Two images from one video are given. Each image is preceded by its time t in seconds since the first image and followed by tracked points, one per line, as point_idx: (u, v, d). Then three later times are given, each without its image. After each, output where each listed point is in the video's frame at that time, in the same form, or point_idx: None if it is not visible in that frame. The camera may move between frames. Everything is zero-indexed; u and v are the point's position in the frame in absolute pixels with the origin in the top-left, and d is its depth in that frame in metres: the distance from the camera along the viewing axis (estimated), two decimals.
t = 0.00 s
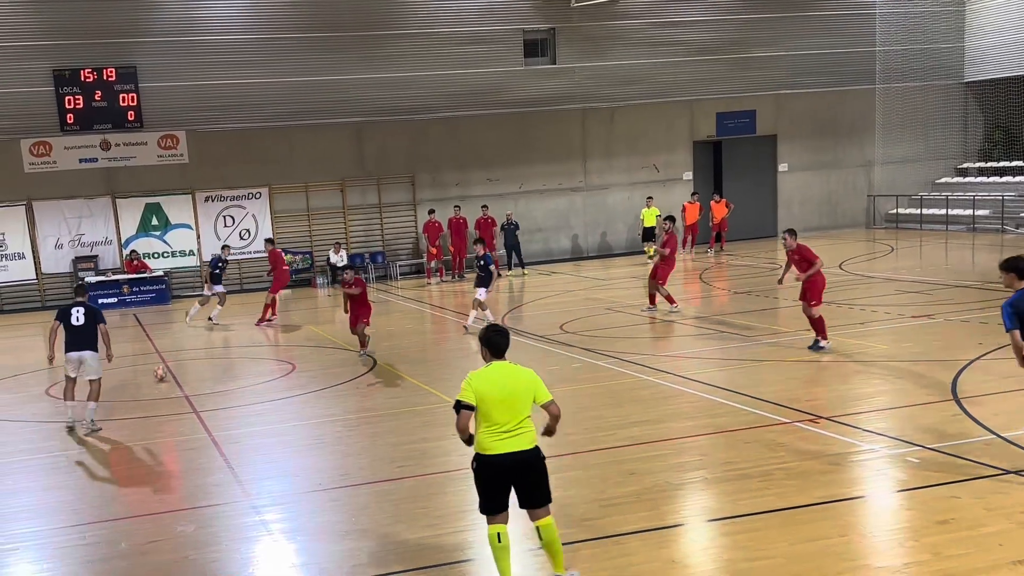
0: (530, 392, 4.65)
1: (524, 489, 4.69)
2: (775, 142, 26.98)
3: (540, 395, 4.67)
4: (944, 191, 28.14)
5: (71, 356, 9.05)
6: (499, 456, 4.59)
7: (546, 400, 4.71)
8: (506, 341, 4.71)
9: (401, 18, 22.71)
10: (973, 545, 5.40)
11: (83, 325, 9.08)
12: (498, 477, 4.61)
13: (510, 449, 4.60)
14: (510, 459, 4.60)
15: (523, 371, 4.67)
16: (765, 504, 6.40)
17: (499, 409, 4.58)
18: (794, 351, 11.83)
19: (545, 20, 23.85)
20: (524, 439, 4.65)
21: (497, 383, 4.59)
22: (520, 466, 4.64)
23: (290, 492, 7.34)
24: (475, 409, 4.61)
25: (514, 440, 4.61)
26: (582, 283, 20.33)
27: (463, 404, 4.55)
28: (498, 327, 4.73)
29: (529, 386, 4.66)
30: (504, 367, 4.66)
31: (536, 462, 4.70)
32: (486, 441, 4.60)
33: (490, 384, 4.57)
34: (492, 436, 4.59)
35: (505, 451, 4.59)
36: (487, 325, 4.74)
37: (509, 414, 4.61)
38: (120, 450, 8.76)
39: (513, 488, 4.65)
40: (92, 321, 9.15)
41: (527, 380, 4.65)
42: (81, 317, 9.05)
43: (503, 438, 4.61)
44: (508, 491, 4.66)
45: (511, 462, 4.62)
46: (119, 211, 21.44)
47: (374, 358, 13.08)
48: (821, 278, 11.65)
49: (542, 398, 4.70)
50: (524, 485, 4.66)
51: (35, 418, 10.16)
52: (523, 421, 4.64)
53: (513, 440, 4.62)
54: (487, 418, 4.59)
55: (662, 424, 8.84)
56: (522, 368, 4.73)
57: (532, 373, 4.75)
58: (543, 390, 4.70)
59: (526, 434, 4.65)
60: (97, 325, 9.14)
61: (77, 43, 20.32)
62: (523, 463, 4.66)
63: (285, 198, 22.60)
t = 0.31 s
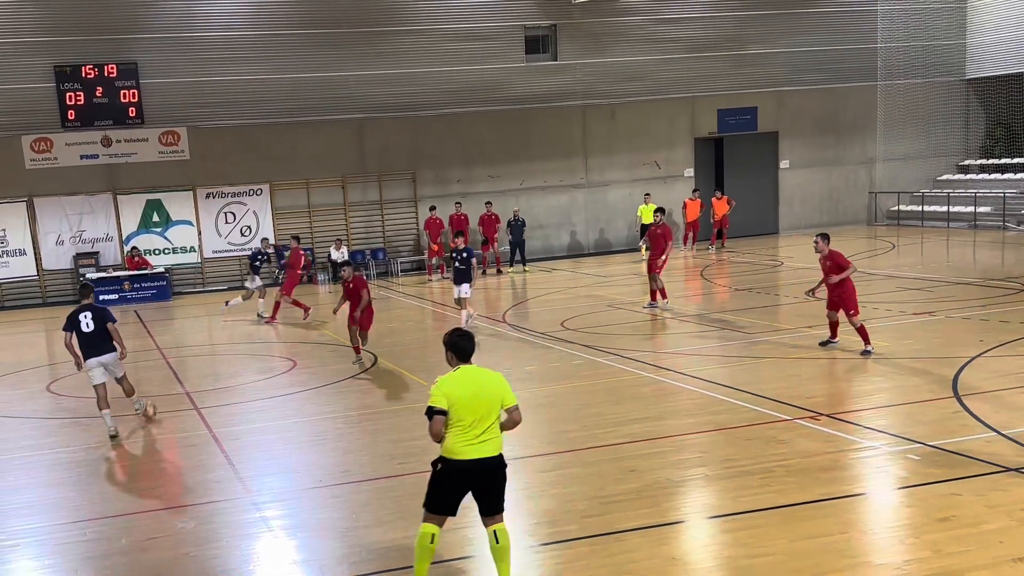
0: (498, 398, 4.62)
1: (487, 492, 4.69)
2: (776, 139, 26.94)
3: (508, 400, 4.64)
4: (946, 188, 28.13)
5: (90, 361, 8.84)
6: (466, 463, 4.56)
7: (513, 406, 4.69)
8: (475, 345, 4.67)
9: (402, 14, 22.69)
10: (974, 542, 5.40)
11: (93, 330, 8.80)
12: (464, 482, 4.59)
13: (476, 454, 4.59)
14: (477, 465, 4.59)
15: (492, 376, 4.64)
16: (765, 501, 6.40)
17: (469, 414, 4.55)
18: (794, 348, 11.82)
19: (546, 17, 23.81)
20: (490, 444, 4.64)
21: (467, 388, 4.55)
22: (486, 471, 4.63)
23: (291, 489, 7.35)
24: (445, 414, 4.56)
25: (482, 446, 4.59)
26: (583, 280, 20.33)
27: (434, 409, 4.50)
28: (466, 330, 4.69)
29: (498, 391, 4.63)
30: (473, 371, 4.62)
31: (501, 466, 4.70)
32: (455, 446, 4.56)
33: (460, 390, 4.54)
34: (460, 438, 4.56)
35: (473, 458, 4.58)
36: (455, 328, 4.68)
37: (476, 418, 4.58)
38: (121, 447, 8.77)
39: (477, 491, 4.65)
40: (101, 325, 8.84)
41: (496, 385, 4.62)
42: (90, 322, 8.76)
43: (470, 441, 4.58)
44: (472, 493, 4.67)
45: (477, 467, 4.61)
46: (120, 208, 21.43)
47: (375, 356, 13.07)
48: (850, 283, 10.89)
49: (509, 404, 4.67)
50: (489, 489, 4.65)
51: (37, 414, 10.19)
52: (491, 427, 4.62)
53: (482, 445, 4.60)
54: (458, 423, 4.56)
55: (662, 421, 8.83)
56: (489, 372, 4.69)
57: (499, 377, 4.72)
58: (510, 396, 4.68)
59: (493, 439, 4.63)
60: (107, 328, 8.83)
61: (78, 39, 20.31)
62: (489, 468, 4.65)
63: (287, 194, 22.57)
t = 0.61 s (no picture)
0: (419, 404, 4.47)
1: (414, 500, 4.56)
2: (775, 137, 26.94)
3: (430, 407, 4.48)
4: (945, 186, 28.14)
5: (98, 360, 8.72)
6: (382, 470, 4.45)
7: (437, 415, 4.52)
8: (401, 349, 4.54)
9: (401, 12, 22.69)
10: (972, 540, 5.41)
11: (104, 327, 8.73)
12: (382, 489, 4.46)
13: (394, 461, 4.46)
14: (395, 473, 4.46)
15: (415, 382, 4.50)
16: (763, 498, 6.41)
17: (385, 419, 4.43)
18: (792, 347, 11.83)
19: (545, 14, 23.82)
20: (412, 453, 4.49)
21: (385, 392, 4.44)
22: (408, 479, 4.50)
23: (291, 486, 7.35)
24: (363, 417, 4.47)
25: (400, 453, 4.46)
26: (582, 278, 20.34)
27: (350, 412, 4.43)
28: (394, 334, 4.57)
29: (420, 396, 4.48)
30: (395, 376, 4.50)
31: (428, 476, 4.56)
32: (372, 452, 4.47)
33: (377, 394, 4.43)
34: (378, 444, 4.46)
35: (390, 465, 4.45)
36: (384, 331, 4.58)
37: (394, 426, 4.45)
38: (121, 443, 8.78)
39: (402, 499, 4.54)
40: (113, 322, 8.79)
41: (418, 391, 4.47)
42: (101, 320, 8.69)
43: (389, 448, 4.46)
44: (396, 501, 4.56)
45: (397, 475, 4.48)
46: (119, 205, 21.41)
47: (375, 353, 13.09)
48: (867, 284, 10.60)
49: (432, 412, 4.50)
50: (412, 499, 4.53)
51: (37, 412, 10.19)
52: (411, 434, 4.49)
53: (401, 452, 4.47)
54: (378, 428, 4.45)
55: (661, 418, 8.86)
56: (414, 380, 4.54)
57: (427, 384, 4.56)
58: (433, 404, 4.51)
59: (413, 447, 4.49)
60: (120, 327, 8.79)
61: (77, 36, 20.30)
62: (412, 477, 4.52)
63: (286, 191, 22.55)
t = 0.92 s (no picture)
0: (374, 404, 4.54)
1: (365, 506, 4.56)
2: (773, 135, 26.97)
3: (384, 409, 4.56)
4: (942, 184, 28.17)
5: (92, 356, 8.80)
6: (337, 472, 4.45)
7: (389, 416, 4.61)
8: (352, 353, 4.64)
9: (400, 9, 22.63)
10: (970, 538, 5.43)
11: (103, 327, 8.74)
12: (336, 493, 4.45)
13: (350, 464, 4.48)
14: (351, 475, 4.46)
15: (369, 383, 4.58)
16: (761, 497, 6.42)
17: (342, 419, 4.47)
18: (790, 344, 11.85)
19: (544, 12, 23.78)
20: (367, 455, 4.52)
21: (341, 393, 4.49)
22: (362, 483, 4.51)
23: (289, 484, 7.36)
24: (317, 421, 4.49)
25: (355, 457, 4.48)
26: (580, 276, 20.35)
27: (306, 415, 4.43)
28: (345, 339, 4.67)
29: (374, 398, 4.56)
30: (349, 378, 4.57)
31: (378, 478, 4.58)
32: (328, 454, 4.46)
33: (333, 396, 4.48)
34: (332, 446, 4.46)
35: (346, 467, 4.46)
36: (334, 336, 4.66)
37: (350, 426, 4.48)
38: (117, 441, 8.79)
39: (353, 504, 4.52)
40: (112, 322, 8.80)
41: (372, 393, 4.56)
42: (100, 320, 8.68)
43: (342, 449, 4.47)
44: (346, 507, 4.53)
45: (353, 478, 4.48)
46: (117, 203, 21.38)
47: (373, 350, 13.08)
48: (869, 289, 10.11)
49: (386, 414, 4.59)
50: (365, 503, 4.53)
51: (35, 409, 10.18)
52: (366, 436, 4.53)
53: (355, 455, 4.48)
54: (332, 428, 4.47)
55: (659, 416, 8.86)
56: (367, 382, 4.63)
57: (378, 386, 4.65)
58: (387, 405, 4.60)
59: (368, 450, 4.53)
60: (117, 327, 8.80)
61: (74, 33, 20.24)
62: (365, 480, 4.53)
63: (284, 189, 22.53)
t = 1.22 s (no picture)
0: (308, 423, 4.28)
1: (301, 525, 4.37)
2: (769, 132, 26.95)
3: (318, 429, 4.29)
4: (938, 181, 28.23)
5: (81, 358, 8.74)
6: (265, 489, 4.25)
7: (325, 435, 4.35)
8: (290, 366, 4.35)
9: (396, 7, 22.62)
10: (965, 535, 5.45)
11: (89, 327, 8.67)
12: (266, 509, 4.26)
13: (279, 483, 4.27)
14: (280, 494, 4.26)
15: (304, 400, 4.31)
16: (757, 494, 6.44)
17: (272, 437, 4.24)
18: (785, 342, 11.87)
19: (540, 9, 23.80)
20: (299, 474, 4.30)
21: (272, 410, 4.24)
22: (294, 501, 4.31)
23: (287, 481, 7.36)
24: (247, 435, 4.25)
25: (285, 475, 4.27)
26: (576, 273, 20.35)
27: (234, 430, 4.19)
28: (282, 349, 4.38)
29: (308, 417, 4.29)
30: (284, 393, 4.31)
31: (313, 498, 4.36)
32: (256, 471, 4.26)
33: (263, 411, 4.23)
34: (259, 462, 4.26)
35: (274, 486, 4.26)
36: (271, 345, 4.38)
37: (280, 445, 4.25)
38: (112, 439, 8.77)
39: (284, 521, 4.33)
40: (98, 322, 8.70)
41: (307, 411, 4.29)
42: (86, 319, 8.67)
43: (271, 467, 4.26)
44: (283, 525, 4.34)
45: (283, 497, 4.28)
46: (113, 200, 21.32)
47: (370, 348, 13.08)
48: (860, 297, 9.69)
49: (320, 433, 4.30)
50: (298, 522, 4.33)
51: (32, 407, 10.17)
52: (297, 454, 4.29)
53: (285, 474, 4.27)
54: (259, 446, 4.25)
55: (656, 414, 8.88)
56: (304, 396, 4.36)
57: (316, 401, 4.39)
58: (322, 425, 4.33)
59: (301, 469, 4.31)
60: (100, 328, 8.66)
61: (70, 31, 20.23)
62: (297, 500, 4.31)
63: (281, 186, 22.51)
